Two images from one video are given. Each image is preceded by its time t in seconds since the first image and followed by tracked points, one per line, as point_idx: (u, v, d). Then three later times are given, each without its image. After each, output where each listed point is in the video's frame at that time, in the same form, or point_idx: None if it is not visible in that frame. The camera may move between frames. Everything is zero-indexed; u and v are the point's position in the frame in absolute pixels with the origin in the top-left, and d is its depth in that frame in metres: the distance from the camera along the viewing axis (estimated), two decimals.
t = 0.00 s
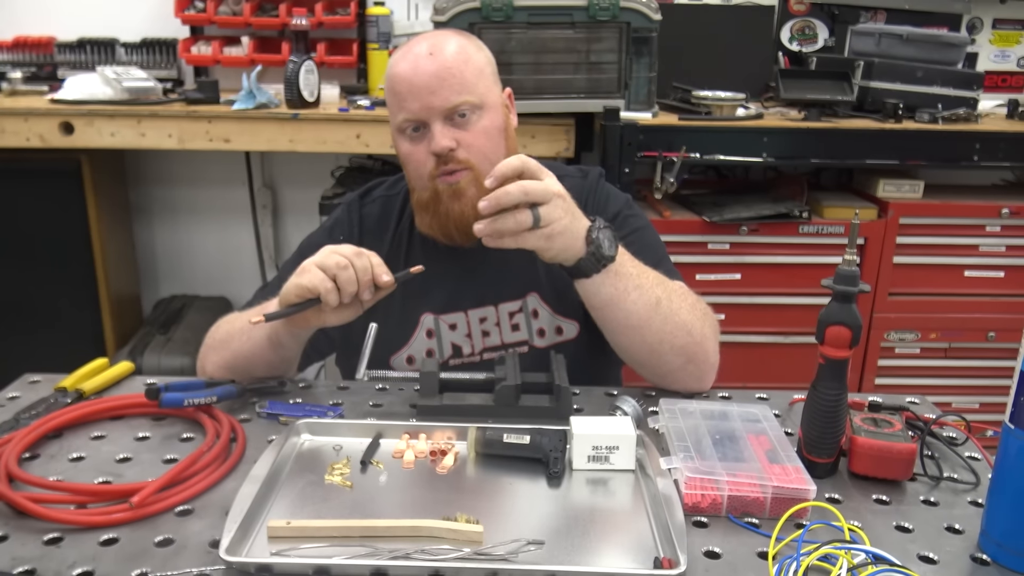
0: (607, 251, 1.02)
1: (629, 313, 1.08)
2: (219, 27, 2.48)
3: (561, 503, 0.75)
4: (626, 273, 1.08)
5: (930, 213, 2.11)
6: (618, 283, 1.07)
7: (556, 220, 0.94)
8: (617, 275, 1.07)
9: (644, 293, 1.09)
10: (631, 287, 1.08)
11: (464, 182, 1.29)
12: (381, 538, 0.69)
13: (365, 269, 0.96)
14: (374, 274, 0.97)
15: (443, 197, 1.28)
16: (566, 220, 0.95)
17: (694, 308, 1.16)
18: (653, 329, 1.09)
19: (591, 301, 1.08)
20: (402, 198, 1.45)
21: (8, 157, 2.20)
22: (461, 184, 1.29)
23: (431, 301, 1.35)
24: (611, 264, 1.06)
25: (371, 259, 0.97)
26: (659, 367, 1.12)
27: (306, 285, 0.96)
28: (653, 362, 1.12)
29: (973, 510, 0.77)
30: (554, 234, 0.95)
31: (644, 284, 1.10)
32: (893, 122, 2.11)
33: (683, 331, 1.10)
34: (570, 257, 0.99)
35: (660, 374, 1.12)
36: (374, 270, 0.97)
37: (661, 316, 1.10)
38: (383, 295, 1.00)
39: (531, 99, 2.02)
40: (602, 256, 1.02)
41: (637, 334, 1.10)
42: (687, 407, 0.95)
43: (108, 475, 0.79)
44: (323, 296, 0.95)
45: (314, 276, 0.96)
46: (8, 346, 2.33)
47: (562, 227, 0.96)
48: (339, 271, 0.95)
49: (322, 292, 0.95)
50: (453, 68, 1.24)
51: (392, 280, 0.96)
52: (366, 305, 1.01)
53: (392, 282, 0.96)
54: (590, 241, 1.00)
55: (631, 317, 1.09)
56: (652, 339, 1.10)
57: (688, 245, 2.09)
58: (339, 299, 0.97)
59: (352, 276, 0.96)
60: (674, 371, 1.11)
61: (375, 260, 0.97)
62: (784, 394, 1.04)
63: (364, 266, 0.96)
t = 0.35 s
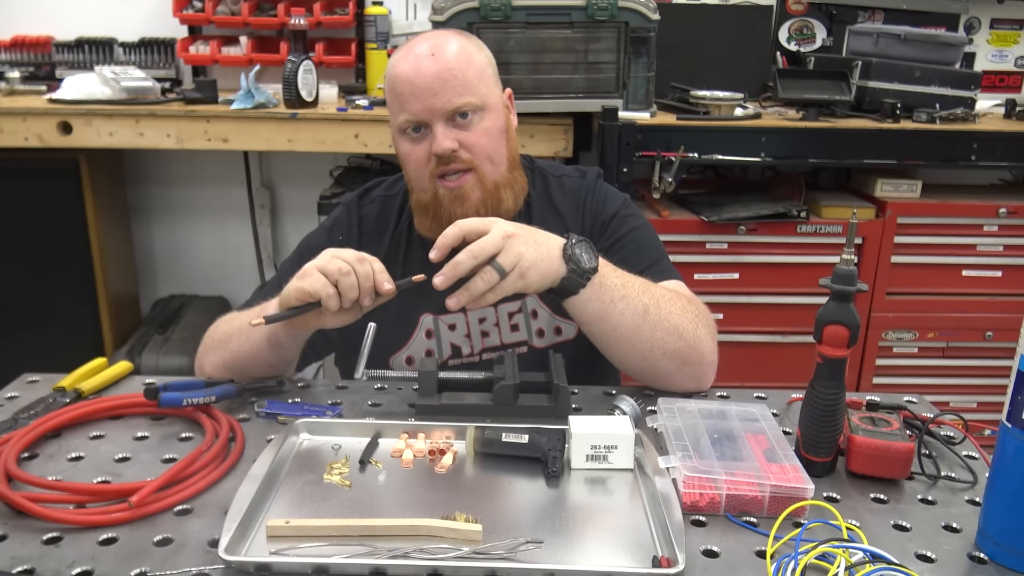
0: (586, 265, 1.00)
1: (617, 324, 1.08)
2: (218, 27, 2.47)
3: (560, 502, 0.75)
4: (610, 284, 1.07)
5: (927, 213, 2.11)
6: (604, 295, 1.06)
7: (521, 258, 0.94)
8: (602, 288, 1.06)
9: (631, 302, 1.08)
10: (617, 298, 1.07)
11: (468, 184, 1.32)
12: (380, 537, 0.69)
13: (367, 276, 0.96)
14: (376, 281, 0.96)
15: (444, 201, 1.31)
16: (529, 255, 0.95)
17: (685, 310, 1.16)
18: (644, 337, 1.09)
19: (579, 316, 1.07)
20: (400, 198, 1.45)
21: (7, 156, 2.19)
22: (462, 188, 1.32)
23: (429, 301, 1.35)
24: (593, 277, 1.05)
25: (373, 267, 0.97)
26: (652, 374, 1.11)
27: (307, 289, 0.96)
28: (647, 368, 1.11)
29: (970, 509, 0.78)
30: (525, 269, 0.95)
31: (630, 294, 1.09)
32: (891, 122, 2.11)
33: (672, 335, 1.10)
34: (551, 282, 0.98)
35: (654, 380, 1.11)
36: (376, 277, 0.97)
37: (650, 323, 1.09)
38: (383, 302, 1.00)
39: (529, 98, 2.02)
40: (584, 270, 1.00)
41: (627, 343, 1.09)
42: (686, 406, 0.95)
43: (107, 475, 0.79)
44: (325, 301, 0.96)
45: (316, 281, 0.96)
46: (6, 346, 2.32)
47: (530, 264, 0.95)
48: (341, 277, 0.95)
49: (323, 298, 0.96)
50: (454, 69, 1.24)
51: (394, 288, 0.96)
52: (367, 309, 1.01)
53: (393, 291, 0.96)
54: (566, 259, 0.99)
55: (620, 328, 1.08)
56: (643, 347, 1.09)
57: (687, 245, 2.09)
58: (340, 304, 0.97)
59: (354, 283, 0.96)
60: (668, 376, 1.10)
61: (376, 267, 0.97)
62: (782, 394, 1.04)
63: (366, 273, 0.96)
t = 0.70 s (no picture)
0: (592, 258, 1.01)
1: (621, 319, 1.08)
2: (216, 27, 2.47)
3: (559, 501, 0.75)
4: (615, 279, 1.07)
5: (926, 212, 2.11)
6: (609, 288, 1.06)
7: (529, 257, 0.93)
8: (607, 281, 1.06)
9: (635, 297, 1.09)
10: (622, 292, 1.07)
11: (465, 183, 1.32)
12: (379, 537, 0.69)
13: (365, 273, 0.96)
14: (373, 279, 0.97)
15: (442, 198, 1.31)
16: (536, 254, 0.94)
17: (687, 307, 1.17)
18: (647, 333, 1.09)
19: (583, 310, 1.07)
20: (400, 198, 1.45)
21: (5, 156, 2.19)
22: (460, 185, 1.31)
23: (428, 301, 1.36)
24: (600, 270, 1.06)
25: (371, 264, 0.97)
26: (654, 371, 1.11)
27: (306, 289, 0.96)
28: (648, 366, 1.11)
29: (968, 508, 0.78)
30: (536, 265, 0.94)
31: (634, 289, 1.09)
32: (889, 122, 2.12)
33: (675, 333, 1.10)
34: (563, 274, 0.98)
35: (656, 378, 1.11)
36: (374, 274, 0.97)
37: (653, 319, 1.09)
38: (381, 299, 1.00)
39: (528, 98, 2.02)
40: (591, 262, 1.01)
41: (630, 339, 1.09)
42: (685, 405, 0.96)
43: (106, 475, 0.79)
44: (323, 300, 0.96)
45: (315, 280, 0.96)
46: (4, 346, 2.32)
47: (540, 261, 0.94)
48: (339, 276, 0.95)
49: (321, 296, 0.96)
50: (453, 69, 1.24)
51: (392, 286, 0.96)
52: (365, 308, 1.01)
53: (391, 288, 0.96)
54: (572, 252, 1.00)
55: (624, 323, 1.08)
56: (646, 343, 1.09)
57: (685, 245, 2.09)
58: (339, 303, 0.97)
59: (351, 281, 0.96)
60: (669, 374, 1.10)
61: (374, 265, 0.97)
62: (780, 393, 1.04)
63: (364, 271, 0.96)
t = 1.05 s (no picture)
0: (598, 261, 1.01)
1: (623, 322, 1.08)
2: (217, 27, 2.48)
3: (560, 503, 0.75)
4: (619, 283, 1.08)
5: (925, 214, 2.11)
6: (612, 292, 1.07)
7: (528, 246, 0.94)
8: (611, 285, 1.07)
9: (638, 300, 1.09)
10: (624, 295, 1.08)
11: (463, 184, 1.32)
12: (380, 538, 0.69)
13: (367, 276, 0.97)
14: (376, 282, 0.97)
15: (441, 200, 1.32)
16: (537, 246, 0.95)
17: (691, 312, 1.17)
18: (649, 337, 1.09)
19: (586, 313, 1.08)
20: (401, 200, 1.45)
21: (6, 156, 2.19)
22: (459, 187, 1.32)
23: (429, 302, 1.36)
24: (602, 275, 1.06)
25: (373, 267, 0.97)
26: (654, 374, 1.11)
27: (307, 290, 0.96)
28: (649, 369, 1.11)
29: (968, 510, 0.78)
30: (533, 257, 0.94)
31: (637, 293, 1.10)
32: (889, 124, 2.12)
33: (677, 336, 1.10)
34: (560, 274, 0.98)
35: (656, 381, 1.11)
36: (376, 277, 0.97)
37: (656, 323, 1.09)
38: (382, 301, 1.00)
39: (529, 99, 2.02)
40: (592, 269, 1.01)
41: (632, 342, 1.09)
42: (685, 407, 0.96)
43: (108, 475, 0.79)
44: (325, 301, 0.96)
45: (316, 281, 0.96)
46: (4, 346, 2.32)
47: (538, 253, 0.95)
48: (341, 277, 0.96)
49: (323, 298, 0.96)
50: (452, 69, 1.24)
51: (394, 288, 0.97)
52: (367, 310, 1.01)
53: (393, 291, 0.97)
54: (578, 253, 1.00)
55: (626, 326, 1.08)
56: (648, 346, 1.09)
57: (685, 246, 2.10)
58: (340, 305, 0.98)
59: (353, 283, 0.96)
60: (669, 376, 1.10)
61: (376, 267, 0.98)
62: (781, 395, 1.04)
63: (366, 274, 0.96)
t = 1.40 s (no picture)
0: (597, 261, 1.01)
1: (622, 325, 1.08)
2: (217, 29, 2.48)
3: (560, 505, 0.75)
4: (617, 285, 1.08)
5: (925, 216, 2.12)
6: (611, 293, 1.07)
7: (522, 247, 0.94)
8: (609, 287, 1.07)
9: (637, 302, 1.09)
10: (624, 297, 1.08)
11: (464, 186, 1.32)
12: (380, 541, 0.69)
13: (368, 278, 0.97)
14: (376, 284, 0.97)
15: (443, 201, 1.31)
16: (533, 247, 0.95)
17: (689, 313, 1.17)
18: (648, 339, 1.09)
19: (585, 316, 1.08)
20: (401, 202, 1.45)
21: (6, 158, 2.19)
22: (459, 189, 1.31)
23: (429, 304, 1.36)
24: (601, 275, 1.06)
25: (374, 269, 0.97)
26: (654, 376, 1.11)
27: (308, 293, 0.96)
28: (649, 372, 1.11)
29: (968, 513, 0.78)
30: (530, 257, 0.95)
31: (636, 295, 1.10)
32: (888, 126, 2.12)
33: (676, 338, 1.10)
34: (561, 275, 0.98)
35: (656, 383, 1.11)
36: (376, 279, 0.97)
37: (655, 325, 1.10)
38: (383, 303, 1.00)
39: (529, 101, 2.03)
40: (592, 267, 1.00)
41: (632, 344, 1.09)
42: (685, 410, 0.96)
43: (109, 478, 0.79)
44: (325, 304, 0.96)
45: (317, 284, 0.96)
46: (4, 347, 2.32)
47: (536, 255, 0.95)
48: (342, 279, 0.96)
49: (324, 300, 0.96)
50: (453, 72, 1.24)
51: (395, 290, 0.97)
52: (367, 312, 1.01)
53: (393, 293, 0.97)
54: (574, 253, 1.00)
55: (626, 328, 1.08)
56: (647, 349, 1.10)
57: (685, 248, 2.10)
58: (341, 307, 0.98)
59: (354, 285, 0.96)
60: (669, 379, 1.09)
61: (377, 270, 0.97)
62: (780, 398, 1.04)
63: (366, 275, 0.97)
